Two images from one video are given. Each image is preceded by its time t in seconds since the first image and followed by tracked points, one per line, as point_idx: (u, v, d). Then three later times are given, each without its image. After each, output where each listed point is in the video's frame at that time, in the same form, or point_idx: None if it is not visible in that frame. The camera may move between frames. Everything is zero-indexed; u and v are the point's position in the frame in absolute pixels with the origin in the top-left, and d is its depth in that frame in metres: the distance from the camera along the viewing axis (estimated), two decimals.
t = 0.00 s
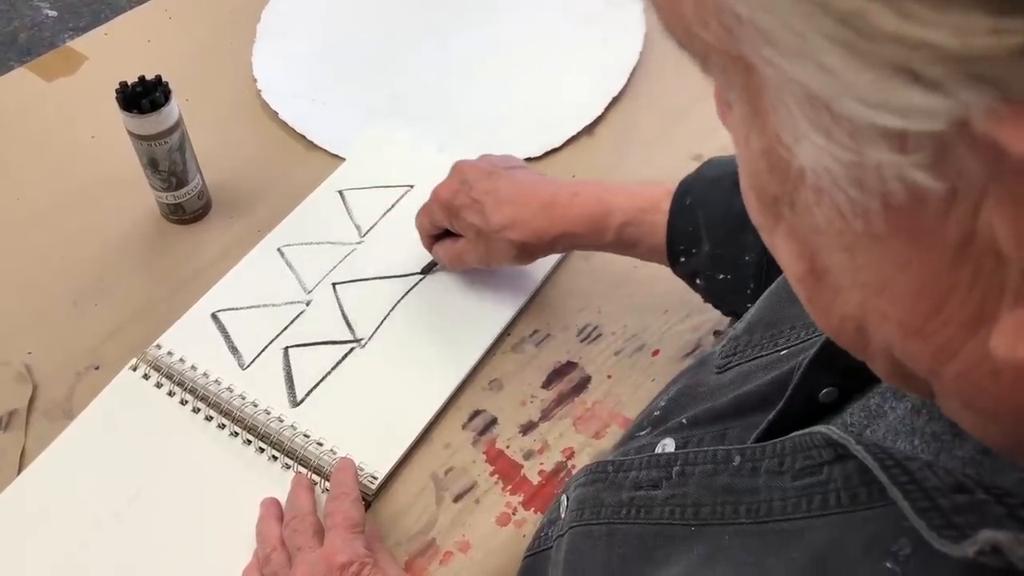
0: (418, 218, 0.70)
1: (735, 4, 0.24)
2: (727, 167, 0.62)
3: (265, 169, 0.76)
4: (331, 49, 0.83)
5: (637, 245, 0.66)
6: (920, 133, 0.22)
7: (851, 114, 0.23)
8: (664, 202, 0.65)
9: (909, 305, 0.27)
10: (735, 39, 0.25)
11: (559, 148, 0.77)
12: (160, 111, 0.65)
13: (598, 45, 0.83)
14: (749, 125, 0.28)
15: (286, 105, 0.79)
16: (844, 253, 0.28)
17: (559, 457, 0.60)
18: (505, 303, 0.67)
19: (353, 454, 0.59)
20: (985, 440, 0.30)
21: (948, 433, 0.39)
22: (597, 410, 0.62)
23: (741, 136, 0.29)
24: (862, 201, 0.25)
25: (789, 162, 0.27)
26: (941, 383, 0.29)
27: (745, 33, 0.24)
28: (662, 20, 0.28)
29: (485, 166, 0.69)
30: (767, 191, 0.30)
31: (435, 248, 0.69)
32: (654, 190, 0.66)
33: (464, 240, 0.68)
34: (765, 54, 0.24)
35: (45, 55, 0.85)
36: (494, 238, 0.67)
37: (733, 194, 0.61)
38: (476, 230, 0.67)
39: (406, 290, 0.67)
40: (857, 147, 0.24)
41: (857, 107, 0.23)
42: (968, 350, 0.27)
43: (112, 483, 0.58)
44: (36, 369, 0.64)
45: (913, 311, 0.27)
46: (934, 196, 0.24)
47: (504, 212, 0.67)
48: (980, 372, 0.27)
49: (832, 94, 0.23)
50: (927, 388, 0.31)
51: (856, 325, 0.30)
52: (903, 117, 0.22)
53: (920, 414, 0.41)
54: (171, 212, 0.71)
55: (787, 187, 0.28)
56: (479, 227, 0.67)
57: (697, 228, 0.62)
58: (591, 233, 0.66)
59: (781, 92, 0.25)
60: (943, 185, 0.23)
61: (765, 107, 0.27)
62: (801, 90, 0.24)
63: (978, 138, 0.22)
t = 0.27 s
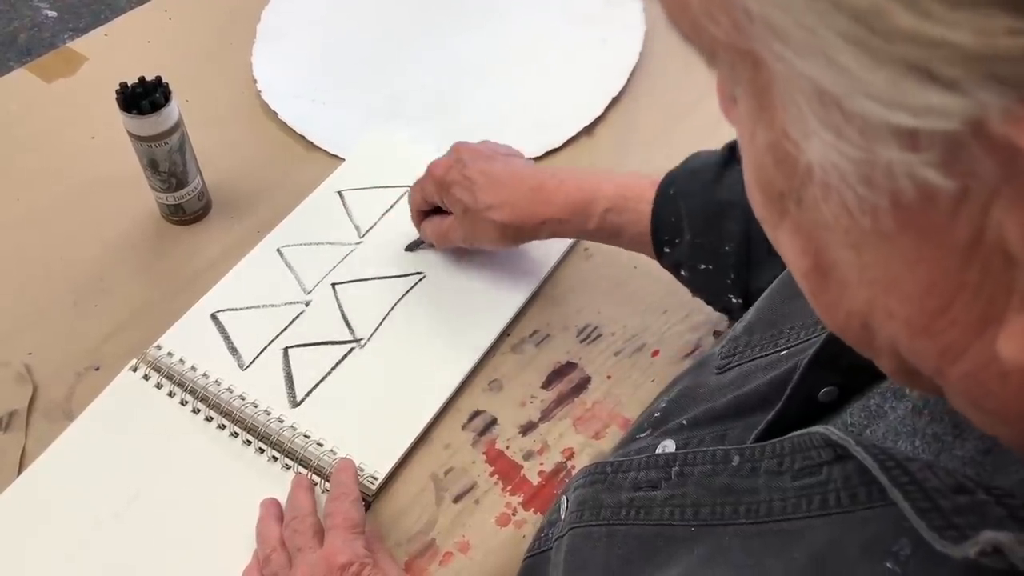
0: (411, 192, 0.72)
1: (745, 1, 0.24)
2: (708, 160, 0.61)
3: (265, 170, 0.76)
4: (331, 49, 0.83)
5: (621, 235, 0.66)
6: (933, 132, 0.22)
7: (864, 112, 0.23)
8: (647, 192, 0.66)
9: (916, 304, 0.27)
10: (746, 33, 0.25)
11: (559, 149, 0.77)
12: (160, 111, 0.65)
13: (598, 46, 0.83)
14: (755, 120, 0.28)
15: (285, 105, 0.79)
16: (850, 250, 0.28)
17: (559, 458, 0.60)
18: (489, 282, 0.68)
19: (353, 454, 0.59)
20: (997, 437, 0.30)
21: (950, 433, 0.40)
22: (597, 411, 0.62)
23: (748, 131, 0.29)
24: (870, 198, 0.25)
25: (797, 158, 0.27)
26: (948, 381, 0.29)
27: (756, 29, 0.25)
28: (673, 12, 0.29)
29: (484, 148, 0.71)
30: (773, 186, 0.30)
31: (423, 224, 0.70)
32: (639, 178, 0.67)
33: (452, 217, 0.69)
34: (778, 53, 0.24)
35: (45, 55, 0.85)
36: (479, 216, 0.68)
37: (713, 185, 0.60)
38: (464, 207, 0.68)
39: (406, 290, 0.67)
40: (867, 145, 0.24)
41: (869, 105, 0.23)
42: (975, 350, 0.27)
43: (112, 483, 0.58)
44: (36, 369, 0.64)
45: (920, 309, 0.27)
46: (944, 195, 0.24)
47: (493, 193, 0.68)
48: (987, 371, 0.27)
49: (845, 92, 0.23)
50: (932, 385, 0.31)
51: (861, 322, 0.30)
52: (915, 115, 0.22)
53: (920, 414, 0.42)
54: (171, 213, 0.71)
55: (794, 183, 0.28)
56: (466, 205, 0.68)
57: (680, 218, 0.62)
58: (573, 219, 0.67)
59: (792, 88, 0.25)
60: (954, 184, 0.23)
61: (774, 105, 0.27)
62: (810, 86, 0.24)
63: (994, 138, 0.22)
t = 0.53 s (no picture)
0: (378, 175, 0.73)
1: (723, 2, 0.24)
2: (667, 141, 0.63)
3: (265, 170, 0.76)
4: (330, 50, 0.83)
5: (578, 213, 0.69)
6: (910, 135, 0.23)
7: (841, 115, 0.24)
8: (608, 173, 0.68)
9: (896, 305, 0.27)
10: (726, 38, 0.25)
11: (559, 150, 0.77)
12: (159, 114, 0.65)
13: (597, 47, 0.83)
14: (734, 121, 0.28)
15: (285, 106, 0.79)
16: (831, 250, 0.28)
17: (558, 459, 0.60)
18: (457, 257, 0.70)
19: (353, 456, 0.59)
20: (981, 439, 0.29)
21: (937, 437, 0.39)
22: (596, 412, 0.62)
23: (727, 133, 0.30)
24: (850, 201, 0.26)
25: (776, 161, 0.28)
26: (928, 382, 0.29)
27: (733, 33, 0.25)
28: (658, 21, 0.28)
29: (448, 130, 0.72)
30: (753, 187, 0.30)
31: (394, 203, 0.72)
32: (599, 162, 0.69)
33: (418, 200, 0.70)
34: (757, 56, 0.25)
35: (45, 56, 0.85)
36: (443, 197, 0.69)
37: (671, 166, 0.62)
38: (428, 190, 0.70)
39: (406, 291, 0.67)
40: (845, 148, 0.25)
41: (847, 108, 0.23)
42: (954, 349, 0.27)
43: (112, 484, 0.58)
44: (36, 371, 0.64)
45: (899, 310, 0.27)
46: (922, 197, 0.24)
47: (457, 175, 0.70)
48: (964, 373, 0.27)
49: (822, 94, 0.24)
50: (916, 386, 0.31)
51: (845, 322, 0.30)
52: (892, 118, 0.22)
53: (907, 417, 0.42)
54: (171, 214, 0.71)
55: (775, 185, 0.29)
56: (430, 188, 0.70)
57: (638, 198, 0.63)
58: (535, 200, 0.69)
59: (770, 91, 0.25)
60: (931, 186, 0.24)
61: (753, 109, 0.27)
62: (789, 89, 0.25)
63: (969, 142, 0.22)
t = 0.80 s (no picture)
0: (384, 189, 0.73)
1: (708, 12, 0.24)
2: (672, 142, 0.63)
3: (264, 170, 0.76)
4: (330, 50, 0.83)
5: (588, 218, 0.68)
6: (893, 138, 0.23)
7: (824, 119, 0.23)
8: (614, 176, 0.67)
9: (883, 307, 0.27)
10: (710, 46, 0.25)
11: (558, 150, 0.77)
12: (158, 113, 0.65)
13: (596, 47, 0.83)
14: (722, 127, 0.28)
15: (285, 106, 0.79)
16: (818, 253, 0.28)
17: (558, 459, 0.60)
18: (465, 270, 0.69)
19: (352, 457, 0.59)
20: (971, 439, 0.30)
21: (929, 436, 0.40)
22: (596, 412, 0.62)
23: (716, 139, 0.29)
24: (834, 204, 0.26)
25: (761, 164, 0.27)
26: (917, 383, 0.29)
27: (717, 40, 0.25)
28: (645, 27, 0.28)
29: (451, 140, 0.72)
30: (742, 192, 0.30)
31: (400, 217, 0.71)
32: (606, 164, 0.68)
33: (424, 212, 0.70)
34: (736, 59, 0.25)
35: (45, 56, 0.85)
36: (450, 206, 0.69)
37: (678, 166, 0.62)
38: (434, 200, 0.69)
39: (405, 291, 0.68)
40: (828, 151, 0.24)
41: (830, 113, 0.23)
42: (942, 351, 0.27)
43: (111, 484, 0.58)
44: (36, 371, 0.64)
45: (887, 313, 0.27)
46: (905, 199, 0.24)
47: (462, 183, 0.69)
48: (951, 375, 0.27)
49: (806, 99, 0.23)
50: (906, 389, 0.31)
51: (834, 325, 0.30)
52: (874, 121, 0.22)
53: (900, 417, 0.42)
54: (171, 214, 0.71)
55: (762, 188, 0.28)
56: (436, 198, 0.69)
57: (645, 201, 0.64)
58: (542, 205, 0.68)
59: (752, 95, 0.25)
60: (914, 188, 0.24)
61: (738, 111, 0.27)
62: (774, 95, 0.24)
63: (950, 144, 0.22)
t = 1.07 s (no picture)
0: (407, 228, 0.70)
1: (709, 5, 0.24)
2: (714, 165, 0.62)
3: (264, 170, 0.76)
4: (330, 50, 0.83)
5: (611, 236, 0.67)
6: (891, 132, 0.23)
7: (823, 113, 0.23)
8: (654, 203, 0.66)
9: (883, 304, 0.27)
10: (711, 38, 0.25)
11: (558, 149, 0.77)
12: (159, 112, 0.65)
13: (596, 47, 0.83)
14: (722, 122, 0.28)
15: (285, 106, 0.79)
16: (819, 249, 0.28)
17: (558, 459, 0.60)
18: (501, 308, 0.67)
19: (351, 458, 0.59)
20: (972, 438, 0.30)
21: (933, 438, 0.40)
22: (596, 412, 0.62)
23: (716, 135, 0.29)
24: (834, 200, 0.26)
25: (761, 159, 0.27)
26: (916, 379, 0.29)
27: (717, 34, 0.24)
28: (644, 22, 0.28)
29: (473, 172, 0.69)
30: (743, 187, 0.30)
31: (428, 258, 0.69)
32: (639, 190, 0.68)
33: (455, 249, 0.68)
34: (735, 50, 0.24)
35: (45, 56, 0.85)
36: (484, 243, 0.67)
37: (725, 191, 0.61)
38: (467, 236, 0.67)
39: (406, 294, 0.68)
40: (828, 146, 0.24)
41: (828, 106, 0.23)
42: (942, 348, 0.27)
43: (111, 484, 0.58)
44: (36, 370, 0.64)
45: (887, 309, 0.27)
46: (903, 195, 0.24)
47: (496, 217, 0.67)
48: (951, 372, 0.27)
49: (805, 94, 0.23)
50: (906, 386, 0.31)
51: (835, 321, 0.30)
52: (873, 116, 0.22)
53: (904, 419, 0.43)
54: (171, 213, 0.71)
55: (762, 183, 0.28)
56: (469, 233, 0.67)
57: (688, 225, 0.63)
58: (582, 232, 0.67)
59: (752, 88, 0.25)
60: (911, 184, 0.24)
61: (738, 106, 0.27)
62: (774, 89, 0.24)
63: (946, 137, 0.22)
